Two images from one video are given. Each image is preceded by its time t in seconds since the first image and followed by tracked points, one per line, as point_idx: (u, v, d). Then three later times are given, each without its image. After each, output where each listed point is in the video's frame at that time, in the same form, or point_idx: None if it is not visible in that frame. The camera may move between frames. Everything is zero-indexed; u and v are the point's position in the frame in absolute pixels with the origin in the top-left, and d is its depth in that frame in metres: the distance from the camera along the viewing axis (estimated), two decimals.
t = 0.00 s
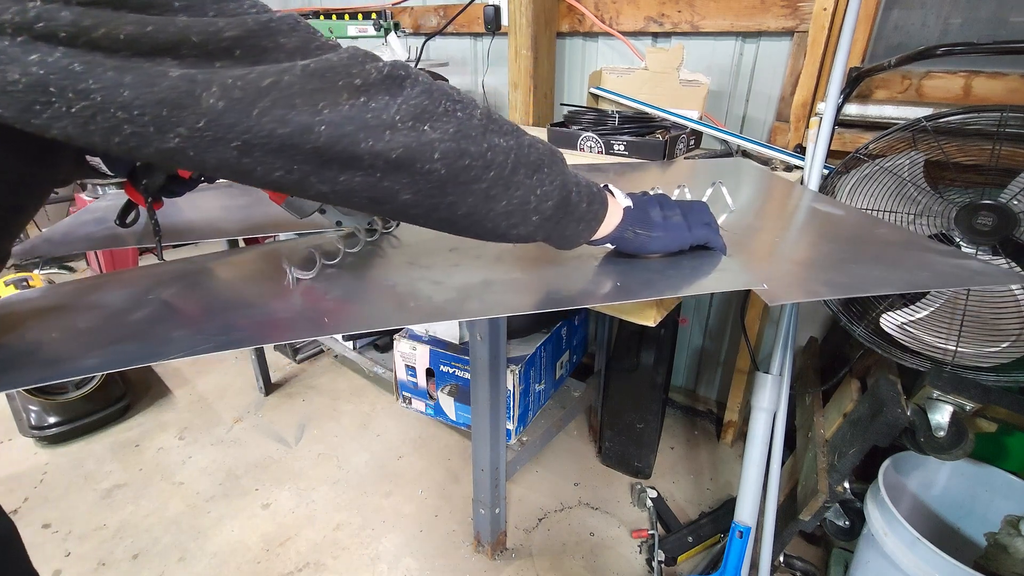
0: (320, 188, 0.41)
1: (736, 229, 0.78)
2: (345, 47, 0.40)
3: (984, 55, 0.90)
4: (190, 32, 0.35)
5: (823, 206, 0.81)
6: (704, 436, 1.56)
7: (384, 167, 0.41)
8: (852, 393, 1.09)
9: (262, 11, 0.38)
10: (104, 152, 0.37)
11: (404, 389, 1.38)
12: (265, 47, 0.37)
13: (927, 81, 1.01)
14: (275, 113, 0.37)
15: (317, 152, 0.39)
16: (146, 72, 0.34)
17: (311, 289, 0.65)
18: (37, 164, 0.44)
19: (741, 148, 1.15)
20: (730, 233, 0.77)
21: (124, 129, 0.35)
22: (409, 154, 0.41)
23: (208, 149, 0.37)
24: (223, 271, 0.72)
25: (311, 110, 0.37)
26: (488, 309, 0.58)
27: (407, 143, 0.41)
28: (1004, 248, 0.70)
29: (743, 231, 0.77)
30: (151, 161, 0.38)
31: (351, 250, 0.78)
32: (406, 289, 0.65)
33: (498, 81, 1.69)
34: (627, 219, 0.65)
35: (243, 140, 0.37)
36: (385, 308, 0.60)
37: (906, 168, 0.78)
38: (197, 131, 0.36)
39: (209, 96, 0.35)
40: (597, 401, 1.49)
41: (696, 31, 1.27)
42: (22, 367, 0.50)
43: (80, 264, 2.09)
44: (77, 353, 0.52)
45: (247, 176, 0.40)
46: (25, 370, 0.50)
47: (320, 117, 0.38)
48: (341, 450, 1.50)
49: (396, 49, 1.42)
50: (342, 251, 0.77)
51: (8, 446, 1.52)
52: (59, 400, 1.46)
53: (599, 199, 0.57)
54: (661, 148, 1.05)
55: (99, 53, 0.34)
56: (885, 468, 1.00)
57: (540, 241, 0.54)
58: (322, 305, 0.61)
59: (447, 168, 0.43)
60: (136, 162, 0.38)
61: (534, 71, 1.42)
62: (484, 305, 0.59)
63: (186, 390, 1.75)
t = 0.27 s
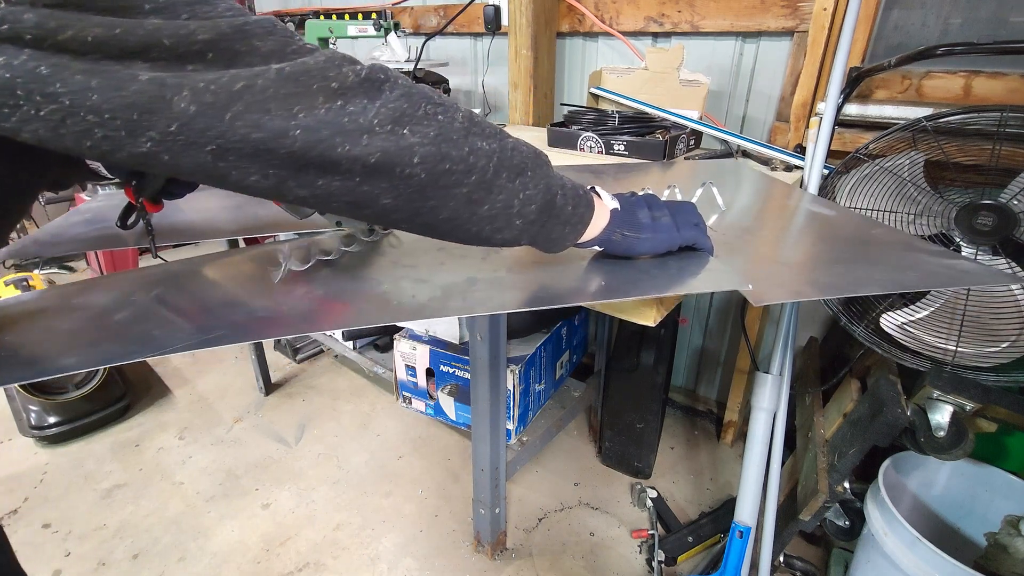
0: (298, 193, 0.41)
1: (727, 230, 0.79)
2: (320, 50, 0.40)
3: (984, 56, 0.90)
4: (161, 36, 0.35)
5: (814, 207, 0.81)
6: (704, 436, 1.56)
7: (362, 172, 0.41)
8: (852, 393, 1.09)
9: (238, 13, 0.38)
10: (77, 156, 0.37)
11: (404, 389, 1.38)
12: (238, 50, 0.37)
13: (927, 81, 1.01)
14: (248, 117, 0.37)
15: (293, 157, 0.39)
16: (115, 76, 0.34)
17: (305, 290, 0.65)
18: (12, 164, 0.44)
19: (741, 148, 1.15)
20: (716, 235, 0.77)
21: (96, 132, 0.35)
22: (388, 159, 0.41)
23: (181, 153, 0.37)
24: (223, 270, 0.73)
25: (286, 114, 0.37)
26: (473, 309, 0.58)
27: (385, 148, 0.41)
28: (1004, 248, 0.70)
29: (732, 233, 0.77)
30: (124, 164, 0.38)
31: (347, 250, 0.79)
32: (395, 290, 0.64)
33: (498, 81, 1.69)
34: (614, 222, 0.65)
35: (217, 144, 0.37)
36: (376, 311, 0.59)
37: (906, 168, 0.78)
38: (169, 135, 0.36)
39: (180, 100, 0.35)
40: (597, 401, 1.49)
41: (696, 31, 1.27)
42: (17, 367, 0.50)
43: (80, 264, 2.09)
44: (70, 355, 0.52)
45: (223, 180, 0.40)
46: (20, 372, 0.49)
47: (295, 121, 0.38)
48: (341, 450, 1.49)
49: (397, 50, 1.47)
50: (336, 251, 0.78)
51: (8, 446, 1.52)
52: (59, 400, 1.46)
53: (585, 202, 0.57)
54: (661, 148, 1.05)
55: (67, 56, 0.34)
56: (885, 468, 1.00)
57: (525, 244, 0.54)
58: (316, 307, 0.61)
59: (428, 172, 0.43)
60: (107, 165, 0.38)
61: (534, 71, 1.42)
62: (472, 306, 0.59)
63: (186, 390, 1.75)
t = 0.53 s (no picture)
0: (278, 195, 0.41)
1: (722, 232, 0.79)
2: (299, 52, 0.40)
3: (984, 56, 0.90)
4: (134, 36, 0.35)
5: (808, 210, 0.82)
6: (704, 436, 1.56)
7: (343, 174, 0.41)
8: (852, 393, 1.09)
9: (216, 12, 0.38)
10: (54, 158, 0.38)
11: (404, 389, 1.38)
12: (216, 51, 0.37)
13: (927, 81, 1.01)
14: (224, 119, 0.37)
15: (271, 159, 0.39)
16: (86, 77, 0.34)
17: (297, 291, 0.66)
18: None
19: (741, 148, 1.15)
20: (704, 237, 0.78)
21: (70, 133, 0.35)
22: (369, 161, 0.41)
23: (158, 154, 0.37)
24: (221, 270, 0.73)
25: (263, 116, 0.37)
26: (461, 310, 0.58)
27: (366, 150, 0.41)
28: (1004, 248, 0.70)
29: (723, 235, 0.78)
30: (100, 166, 0.38)
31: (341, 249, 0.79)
32: (385, 292, 0.65)
33: (498, 81, 1.69)
34: (603, 224, 0.64)
35: (194, 146, 0.37)
36: (365, 312, 0.60)
37: (905, 169, 0.78)
38: (145, 136, 0.36)
39: (155, 102, 0.35)
40: (597, 401, 1.49)
41: (696, 31, 1.27)
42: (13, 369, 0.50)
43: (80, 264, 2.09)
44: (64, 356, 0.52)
45: (203, 182, 0.40)
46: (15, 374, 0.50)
47: (272, 123, 0.38)
48: (341, 450, 1.50)
49: (397, 49, 1.47)
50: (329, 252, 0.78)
51: (8, 446, 1.52)
52: (59, 400, 1.47)
53: (573, 204, 0.57)
54: (661, 148, 1.05)
55: (37, 55, 0.34)
56: (885, 468, 1.00)
57: (513, 246, 0.54)
58: (311, 309, 0.61)
59: (411, 174, 0.43)
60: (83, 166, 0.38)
61: (534, 71, 1.42)
62: (461, 306, 0.59)
63: (186, 390, 1.75)
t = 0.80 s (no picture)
0: (264, 196, 0.42)
1: (719, 233, 0.79)
2: (286, 52, 0.40)
3: (984, 56, 0.90)
4: (116, 36, 0.35)
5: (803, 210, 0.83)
6: (704, 436, 1.56)
7: (329, 175, 0.41)
8: (852, 393, 1.09)
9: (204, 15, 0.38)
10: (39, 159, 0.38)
11: (404, 389, 1.38)
12: (199, 51, 0.37)
13: (927, 81, 1.00)
14: (207, 121, 0.37)
15: (256, 160, 0.39)
16: (69, 78, 0.34)
17: (295, 292, 0.66)
18: None
19: (742, 148, 1.15)
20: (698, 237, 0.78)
21: (54, 135, 0.35)
22: (355, 162, 0.41)
23: (142, 155, 0.37)
24: (219, 271, 0.73)
25: (247, 117, 0.37)
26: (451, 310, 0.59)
27: (351, 152, 0.41)
28: (1004, 248, 0.70)
29: (717, 237, 0.78)
30: (86, 167, 0.38)
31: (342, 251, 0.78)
32: (378, 292, 0.65)
33: (497, 81, 1.69)
34: (595, 224, 0.65)
35: (178, 147, 0.37)
36: (358, 313, 0.60)
37: (906, 169, 0.78)
38: (128, 138, 0.36)
39: (138, 103, 0.35)
40: (597, 401, 1.49)
41: (696, 31, 1.27)
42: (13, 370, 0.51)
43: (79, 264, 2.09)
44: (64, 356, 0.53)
45: (189, 183, 0.40)
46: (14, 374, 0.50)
47: (257, 124, 0.38)
48: (342, 450, 1.50)
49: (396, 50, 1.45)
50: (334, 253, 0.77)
51: (9, 446, 1.52)
52: (59, 400, 1.47)
53: (565, 205, 0.57)
54: (661, 148, 1.05)
55: (20, 57, 0.34)
56: (885, 468, 1.00)
57: (503, 247, 0.54)
58: (309, 310, 0.61)
59: (398, 176, 0.43)
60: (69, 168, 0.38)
61: (534, 71, 1.42)
62: (454, 307, 0.59)
63: (186, 390, 1.75)
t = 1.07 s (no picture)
0: (250, 199, 0.42)
1: (717, 232, 0.79)
2: (269, 55, 0.40)
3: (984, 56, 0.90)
4: (97, 38, 0.36)
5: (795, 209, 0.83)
6: (704, 436, 1.56)
7: (314, 178, 0.42)
8: (852, 393, 1.09)
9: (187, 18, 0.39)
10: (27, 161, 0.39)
11: (404, 389, 1.38)
12: (183, 54, 0.38)
13: (927, 82, 1.01)
14: (189, 125, 0.37)
15: (240, 163, 0.39)
16: (51, 80, 0.35)
17: (290, 292, 0.66)
18: None
19: (742, 148, 1.15)
20: (690, 237, 0.78)
21: (36, 138, 0.36)
22: (340, 166, 0.42)
23: (126, 158, 0.38)
24: (217, 271, 0.73)
25: (230, 121, 0.38)
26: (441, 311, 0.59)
27: (337, 155, 0.41)
28: (1004, 248, 0.70)
29: (705, 235, 0.78)
30: (70, 169, 0.39)
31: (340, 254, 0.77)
32: (370, 293, 0.66)
33: (498, 81, 1.69)
34: (584, 225, 0.65)
35: (161, 151, 0.38)
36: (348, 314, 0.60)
37: (905, 169, 0.78)
38: (110, 141, 0.37)
39: (119, 107, 0.36)
40: (597, 401, 1.49)
41: (696, 31, 1.27)
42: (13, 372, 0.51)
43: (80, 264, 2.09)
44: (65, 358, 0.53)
45: (174, 186, 0.41)
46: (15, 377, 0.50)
47: (240, 128, 0.38)
48: (342, 451, 1.50)
49: (397, 50, 1.44)
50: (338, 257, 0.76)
51: (9, 446, 1.52)
52: (59, 400, 1.47)
53: (554, 206, 0.58)
54: (661, 148, 1.05)
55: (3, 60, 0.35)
56: (885, 468, 1.00)
57: (493, 249, 0.55)
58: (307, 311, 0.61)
59: (384, 180, 0.44)
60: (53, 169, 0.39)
61: (534, 71, 1.42)
62: (445, 311, 0.59)
63: (186, 389, 1.75)
